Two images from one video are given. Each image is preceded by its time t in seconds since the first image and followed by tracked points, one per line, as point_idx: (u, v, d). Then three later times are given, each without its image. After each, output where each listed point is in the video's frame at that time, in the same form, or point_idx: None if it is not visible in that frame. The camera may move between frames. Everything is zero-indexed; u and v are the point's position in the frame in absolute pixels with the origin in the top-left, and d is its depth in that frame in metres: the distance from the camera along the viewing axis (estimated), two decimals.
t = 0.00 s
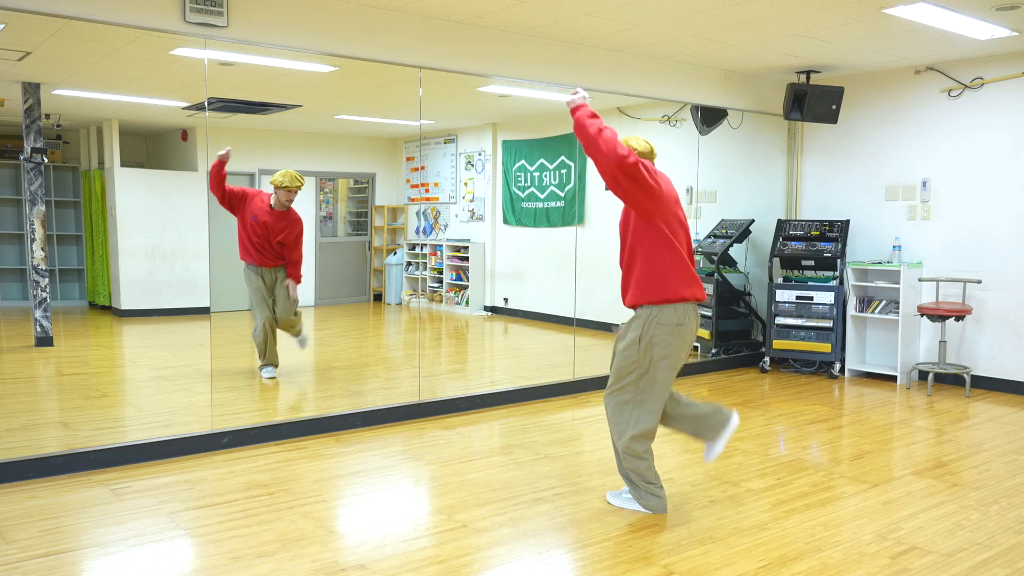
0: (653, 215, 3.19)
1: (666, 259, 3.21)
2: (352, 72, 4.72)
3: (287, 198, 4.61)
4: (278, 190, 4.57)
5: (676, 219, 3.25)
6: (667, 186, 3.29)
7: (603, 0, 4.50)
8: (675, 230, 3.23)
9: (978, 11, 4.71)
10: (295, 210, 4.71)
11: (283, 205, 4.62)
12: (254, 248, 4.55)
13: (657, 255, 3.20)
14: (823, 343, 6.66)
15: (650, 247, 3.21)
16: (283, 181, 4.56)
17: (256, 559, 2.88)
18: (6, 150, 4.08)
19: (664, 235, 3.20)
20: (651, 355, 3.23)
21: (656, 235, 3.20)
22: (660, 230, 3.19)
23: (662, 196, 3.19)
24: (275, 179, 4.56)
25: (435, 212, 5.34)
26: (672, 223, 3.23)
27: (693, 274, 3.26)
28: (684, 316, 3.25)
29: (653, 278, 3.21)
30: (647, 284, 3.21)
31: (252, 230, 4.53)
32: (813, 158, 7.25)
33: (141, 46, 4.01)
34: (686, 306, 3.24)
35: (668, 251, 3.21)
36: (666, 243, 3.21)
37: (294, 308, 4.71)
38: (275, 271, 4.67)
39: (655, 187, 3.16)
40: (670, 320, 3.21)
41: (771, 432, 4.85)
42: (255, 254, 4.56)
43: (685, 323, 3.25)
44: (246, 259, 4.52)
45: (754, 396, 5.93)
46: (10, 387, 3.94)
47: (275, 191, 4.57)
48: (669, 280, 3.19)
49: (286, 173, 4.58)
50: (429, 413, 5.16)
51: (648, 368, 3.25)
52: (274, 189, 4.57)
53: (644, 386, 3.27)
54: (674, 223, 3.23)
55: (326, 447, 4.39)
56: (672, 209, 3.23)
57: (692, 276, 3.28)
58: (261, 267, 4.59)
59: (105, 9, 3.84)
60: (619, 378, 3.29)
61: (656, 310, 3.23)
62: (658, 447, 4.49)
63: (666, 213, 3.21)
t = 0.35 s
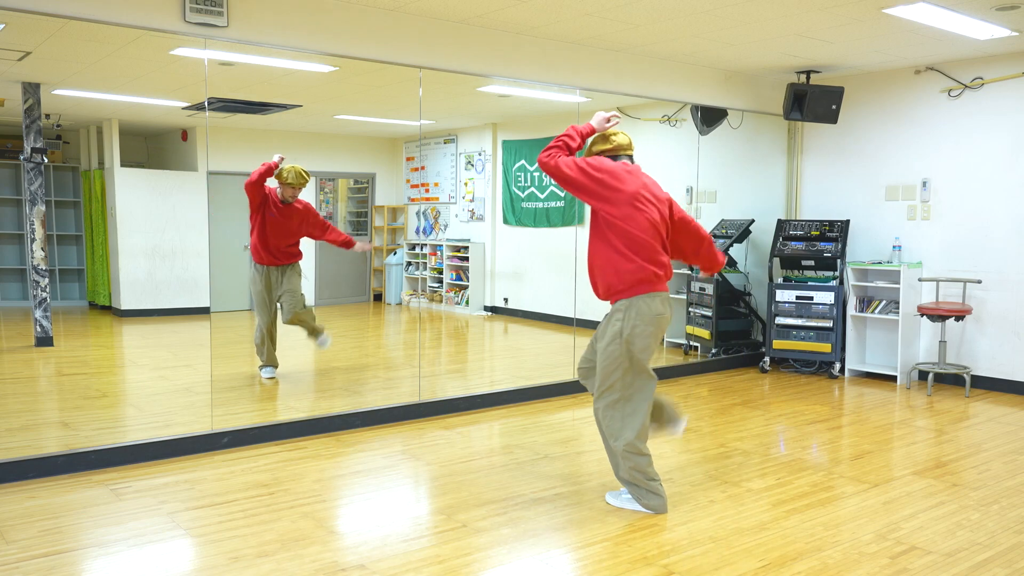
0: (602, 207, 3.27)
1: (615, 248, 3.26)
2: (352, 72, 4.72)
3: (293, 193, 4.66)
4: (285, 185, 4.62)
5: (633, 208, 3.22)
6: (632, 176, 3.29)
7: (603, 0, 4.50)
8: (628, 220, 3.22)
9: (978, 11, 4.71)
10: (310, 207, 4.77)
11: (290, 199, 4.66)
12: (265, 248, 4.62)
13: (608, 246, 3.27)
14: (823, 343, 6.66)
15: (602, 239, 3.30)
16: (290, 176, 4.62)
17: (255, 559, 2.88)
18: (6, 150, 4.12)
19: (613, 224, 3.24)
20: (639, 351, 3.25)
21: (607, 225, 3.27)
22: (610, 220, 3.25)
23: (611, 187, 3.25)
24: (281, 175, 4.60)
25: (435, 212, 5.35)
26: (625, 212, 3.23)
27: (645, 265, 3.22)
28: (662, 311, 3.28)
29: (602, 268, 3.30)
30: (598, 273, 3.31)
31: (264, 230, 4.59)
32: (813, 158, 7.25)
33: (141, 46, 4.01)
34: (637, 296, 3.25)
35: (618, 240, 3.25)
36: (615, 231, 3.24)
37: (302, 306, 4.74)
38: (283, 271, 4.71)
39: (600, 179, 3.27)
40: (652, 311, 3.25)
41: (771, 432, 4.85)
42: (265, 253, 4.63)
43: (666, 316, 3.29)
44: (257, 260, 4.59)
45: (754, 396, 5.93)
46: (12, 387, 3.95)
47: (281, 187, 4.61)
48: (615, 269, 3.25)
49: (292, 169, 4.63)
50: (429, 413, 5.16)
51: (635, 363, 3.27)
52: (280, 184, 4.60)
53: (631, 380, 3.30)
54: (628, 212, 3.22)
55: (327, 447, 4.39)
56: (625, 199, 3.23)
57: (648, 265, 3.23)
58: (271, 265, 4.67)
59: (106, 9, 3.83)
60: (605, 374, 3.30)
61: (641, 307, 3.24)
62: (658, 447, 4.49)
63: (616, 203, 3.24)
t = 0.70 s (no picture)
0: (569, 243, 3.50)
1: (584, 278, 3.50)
2: (353, 72, 4.71)
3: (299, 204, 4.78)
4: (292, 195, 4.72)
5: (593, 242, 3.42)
6: (595, 210, 3.42)
7: (603, 0, 4.50)
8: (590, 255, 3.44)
9: (978, 11, 4.71)
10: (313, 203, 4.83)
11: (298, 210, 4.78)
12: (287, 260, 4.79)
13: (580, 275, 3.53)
14: (823, 343, 6.66)
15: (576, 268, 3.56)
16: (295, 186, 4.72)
17: (255, 558, 2.88)
18: (7, 151, 4.27)
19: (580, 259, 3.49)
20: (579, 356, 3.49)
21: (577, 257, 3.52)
22: (577, 254, 3.50)
23: (572, 227, 3.44)
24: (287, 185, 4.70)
25: (435, 212, 5.35)
26: (587, 248, 3.44)
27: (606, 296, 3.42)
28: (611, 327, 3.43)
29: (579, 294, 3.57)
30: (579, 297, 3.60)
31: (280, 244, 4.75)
32: (813, 158, 7.25)
33: (141, 45, 3.99)
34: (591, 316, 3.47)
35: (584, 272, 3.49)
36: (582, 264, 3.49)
37: (319, 320, 4.89)
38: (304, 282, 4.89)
39: (560, 223, 3.44)
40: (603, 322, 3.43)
41: (771, 433, 4.85)
42: (286, 266, 4.78)
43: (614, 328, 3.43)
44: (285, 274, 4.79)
45: (754, 396, 5.93)
46: (13, 385, 4.06)
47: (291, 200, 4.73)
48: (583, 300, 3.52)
49: (297, 179, 4.73)
50: (430, 413, 5.15)
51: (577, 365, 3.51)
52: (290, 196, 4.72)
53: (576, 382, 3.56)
54: (588, 248, 3.44)
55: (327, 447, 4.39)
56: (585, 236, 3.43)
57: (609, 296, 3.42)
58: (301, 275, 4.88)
59: (106, 8, 3.80)
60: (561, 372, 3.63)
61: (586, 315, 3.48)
62: (658, 447, 4.49)
63: (578, 240, 3.46)
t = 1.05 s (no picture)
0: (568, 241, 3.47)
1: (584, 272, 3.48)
2: (352, 72, 4.71)
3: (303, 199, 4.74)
4: (294, 194, 4.69)
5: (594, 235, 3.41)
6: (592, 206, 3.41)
7: (603, 0, 4.50)
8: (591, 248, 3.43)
9: (978, 11, 4.71)
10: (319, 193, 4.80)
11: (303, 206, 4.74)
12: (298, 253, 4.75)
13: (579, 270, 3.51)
14: (823, 343, 6.66)
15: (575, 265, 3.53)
16: (294, 183, 4.68)
17: (255, 559, 2.88)
18: (7, 151, 4.25)
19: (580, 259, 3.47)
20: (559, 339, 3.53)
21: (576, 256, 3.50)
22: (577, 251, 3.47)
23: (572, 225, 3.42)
24: (290, 182, 4.68)
25: (435, 212, 5.35)
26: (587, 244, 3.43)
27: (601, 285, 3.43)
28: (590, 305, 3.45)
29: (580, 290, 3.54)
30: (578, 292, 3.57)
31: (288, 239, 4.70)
32: (813, 158, 7.25)
33: (141, 45, 4.00)
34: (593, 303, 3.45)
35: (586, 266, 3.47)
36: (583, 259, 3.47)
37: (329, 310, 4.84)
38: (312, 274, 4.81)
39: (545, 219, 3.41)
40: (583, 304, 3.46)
41: (771, 432, 4.85)
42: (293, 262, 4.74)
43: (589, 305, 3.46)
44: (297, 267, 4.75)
45: (753, 396, 5.93)
46: (14, 386, 4.04)
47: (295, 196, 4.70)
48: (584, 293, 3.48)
49: (297, 174, 4.70)
50: (429, 413, 5.16)
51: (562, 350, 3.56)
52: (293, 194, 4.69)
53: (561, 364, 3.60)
54: (589, 242, 3.43)
55: (327, 447, 4.39)
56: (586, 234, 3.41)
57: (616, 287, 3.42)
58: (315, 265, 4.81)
59: (106, 8, 3.80)
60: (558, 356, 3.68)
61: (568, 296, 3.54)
62: (658, 447, 4.49)
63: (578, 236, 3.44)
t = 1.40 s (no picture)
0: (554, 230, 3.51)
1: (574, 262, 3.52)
2: (353, 71, 4.71)
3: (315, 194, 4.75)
4: (306, 188, 4.72)
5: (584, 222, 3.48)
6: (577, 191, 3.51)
7: (603, 1, 4.50)
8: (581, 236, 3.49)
9: (978, 11, 4.71)
10: (331, 191, 4.81)
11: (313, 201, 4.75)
12: (295, 250, 4.72)
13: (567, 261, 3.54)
14: (823, 343, 6.66)
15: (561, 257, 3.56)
16: (307, 177, 4.72)
17: (255, 559, 2.88)
18: (8, 150, 4.37)
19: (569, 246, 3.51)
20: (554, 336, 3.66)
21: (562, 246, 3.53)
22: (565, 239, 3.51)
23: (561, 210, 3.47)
24: (301, 176, 4.70)
25: (435, 212, 5.34)
26: (576, 230, 3.49)
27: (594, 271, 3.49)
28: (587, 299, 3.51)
29: (567, 281, 3.55)
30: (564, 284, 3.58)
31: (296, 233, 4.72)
32: (813, 158, 7.25)
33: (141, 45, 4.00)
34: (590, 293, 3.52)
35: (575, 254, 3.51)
36: (573, 249, 3.51)
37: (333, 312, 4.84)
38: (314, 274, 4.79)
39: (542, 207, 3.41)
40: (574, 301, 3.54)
41: (772, 432, 4.85)
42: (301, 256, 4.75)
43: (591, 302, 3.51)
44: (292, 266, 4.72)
45: (754, 396, 5.93)
46: (14, 386, 4.10)
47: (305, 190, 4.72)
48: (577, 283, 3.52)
49: (306, 169, 4.72)
50: (429, 413, 5.16)
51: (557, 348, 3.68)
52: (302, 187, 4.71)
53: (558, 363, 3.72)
54: (580, 231, 3.48)
55: (327, 447, 4.39)
56: (576, 218, 3.47)
57: (607, 273, 3.50)
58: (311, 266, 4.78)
59: (106, 8, 3.81)
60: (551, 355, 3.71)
61: (562, 295, 3.58)
62: (658, 447, 4.49)
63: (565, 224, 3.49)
